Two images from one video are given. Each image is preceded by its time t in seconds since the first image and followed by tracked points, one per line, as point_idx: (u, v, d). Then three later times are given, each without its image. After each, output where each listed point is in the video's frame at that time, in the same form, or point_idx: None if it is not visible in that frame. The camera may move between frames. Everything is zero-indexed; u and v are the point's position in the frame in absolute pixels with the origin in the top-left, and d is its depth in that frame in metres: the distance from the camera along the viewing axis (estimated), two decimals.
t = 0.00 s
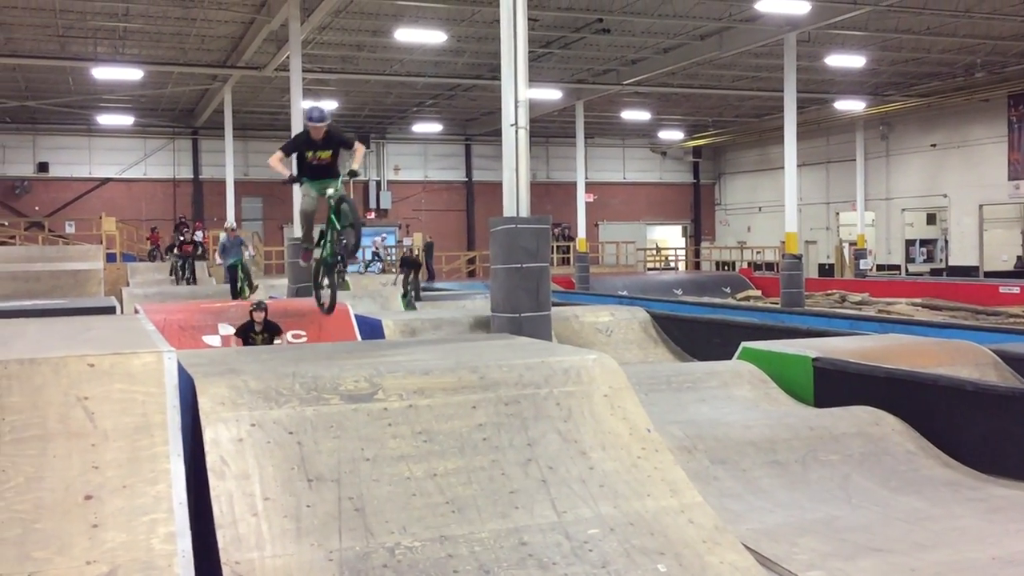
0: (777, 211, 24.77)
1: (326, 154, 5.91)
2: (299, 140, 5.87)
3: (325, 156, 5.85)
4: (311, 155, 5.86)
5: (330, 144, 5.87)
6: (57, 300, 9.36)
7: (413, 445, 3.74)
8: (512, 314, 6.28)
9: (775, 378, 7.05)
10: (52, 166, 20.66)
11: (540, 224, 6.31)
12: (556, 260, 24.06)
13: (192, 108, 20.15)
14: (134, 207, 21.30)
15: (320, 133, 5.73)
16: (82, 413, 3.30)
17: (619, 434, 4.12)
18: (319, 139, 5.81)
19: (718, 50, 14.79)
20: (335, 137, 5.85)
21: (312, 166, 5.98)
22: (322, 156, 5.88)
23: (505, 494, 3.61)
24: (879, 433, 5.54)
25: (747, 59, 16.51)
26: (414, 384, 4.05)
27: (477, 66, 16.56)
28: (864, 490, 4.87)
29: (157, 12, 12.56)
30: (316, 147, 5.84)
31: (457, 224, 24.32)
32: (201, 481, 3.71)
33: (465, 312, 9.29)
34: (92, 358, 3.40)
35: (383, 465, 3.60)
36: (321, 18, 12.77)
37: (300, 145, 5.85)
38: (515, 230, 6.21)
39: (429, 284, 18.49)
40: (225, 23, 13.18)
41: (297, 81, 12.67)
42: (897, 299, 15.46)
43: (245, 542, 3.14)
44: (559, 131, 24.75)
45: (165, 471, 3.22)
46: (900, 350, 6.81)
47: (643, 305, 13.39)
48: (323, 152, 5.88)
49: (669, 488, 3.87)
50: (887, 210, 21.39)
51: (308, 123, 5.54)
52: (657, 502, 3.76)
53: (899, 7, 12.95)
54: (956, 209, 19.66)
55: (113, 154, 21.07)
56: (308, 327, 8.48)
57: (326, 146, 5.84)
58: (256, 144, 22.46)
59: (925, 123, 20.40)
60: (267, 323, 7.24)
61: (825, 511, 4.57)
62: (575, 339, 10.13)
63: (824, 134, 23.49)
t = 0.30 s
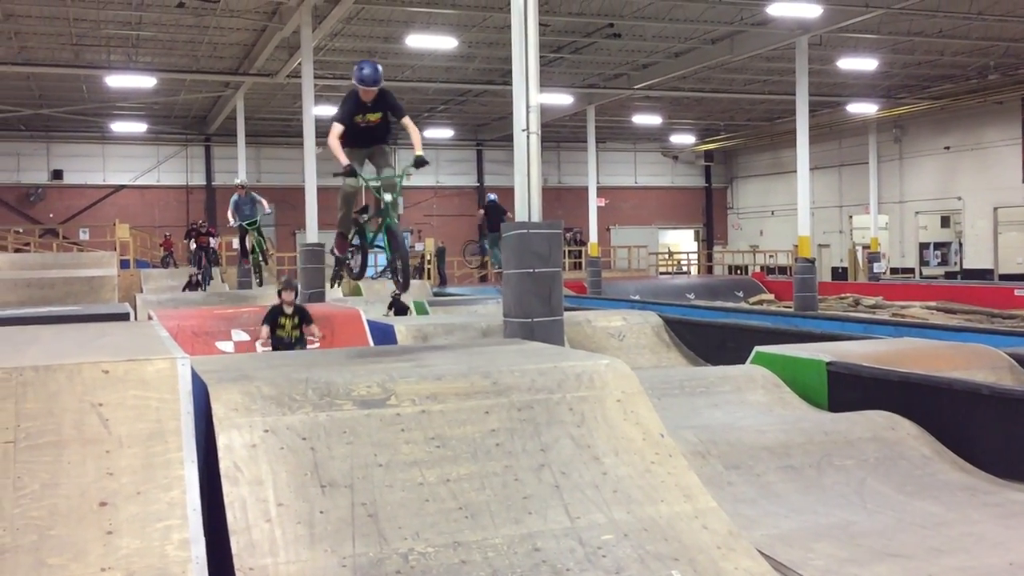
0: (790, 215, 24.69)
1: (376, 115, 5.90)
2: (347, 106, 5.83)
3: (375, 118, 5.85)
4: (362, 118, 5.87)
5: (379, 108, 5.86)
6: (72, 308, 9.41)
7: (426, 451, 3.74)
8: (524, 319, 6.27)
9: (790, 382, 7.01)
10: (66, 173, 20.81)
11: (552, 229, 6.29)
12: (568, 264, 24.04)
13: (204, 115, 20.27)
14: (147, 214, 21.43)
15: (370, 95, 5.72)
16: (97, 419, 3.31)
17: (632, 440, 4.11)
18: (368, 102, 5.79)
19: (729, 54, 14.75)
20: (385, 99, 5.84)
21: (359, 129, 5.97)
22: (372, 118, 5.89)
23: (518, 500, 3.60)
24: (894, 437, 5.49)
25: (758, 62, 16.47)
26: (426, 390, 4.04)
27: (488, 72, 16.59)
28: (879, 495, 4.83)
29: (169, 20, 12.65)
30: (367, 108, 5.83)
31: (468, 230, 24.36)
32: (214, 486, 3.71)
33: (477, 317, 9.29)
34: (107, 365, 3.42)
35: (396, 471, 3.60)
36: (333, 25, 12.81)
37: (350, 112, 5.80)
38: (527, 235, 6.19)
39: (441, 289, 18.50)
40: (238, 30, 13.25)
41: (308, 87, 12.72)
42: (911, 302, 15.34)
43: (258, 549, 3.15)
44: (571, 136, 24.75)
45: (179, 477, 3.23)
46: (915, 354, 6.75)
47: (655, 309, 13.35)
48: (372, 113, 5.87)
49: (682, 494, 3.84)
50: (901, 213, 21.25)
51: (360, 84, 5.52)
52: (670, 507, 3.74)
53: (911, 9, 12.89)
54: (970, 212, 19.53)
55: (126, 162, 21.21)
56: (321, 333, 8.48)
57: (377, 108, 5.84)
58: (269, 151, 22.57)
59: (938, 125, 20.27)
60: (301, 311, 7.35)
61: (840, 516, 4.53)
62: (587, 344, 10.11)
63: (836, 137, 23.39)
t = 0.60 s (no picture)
0: (802, 215, 24.59)
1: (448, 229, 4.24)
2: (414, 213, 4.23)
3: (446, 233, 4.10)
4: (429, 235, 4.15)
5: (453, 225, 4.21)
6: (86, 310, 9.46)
7: (439, 453, 3.73)
8: (537, 321, 6.26)
9: (803, 382, 6.97)
10: (80, 177, 20.96)
11: (564, 230, 6.28)
12: (580, 265, 24.02)
13: (216, 118, 20.37)
14: (160, 217, 21.55)
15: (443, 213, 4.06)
16: (109, 421, 3.32)
17: (645, 440, 4.09)
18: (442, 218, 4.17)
19: (741, 53, 14.70)
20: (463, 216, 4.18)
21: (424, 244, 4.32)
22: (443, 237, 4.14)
23: (531, 502, 3.58)
24: (909, 437, 5.45)
25: (770, 62, 16.40)
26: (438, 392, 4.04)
27: (499, 73, 16.59)
28: (894, 496, 4.78)
29: (181, 24, 12.72)
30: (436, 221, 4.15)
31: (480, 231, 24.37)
32: (228, 488, 3.72)
33: (489, 318, 9.29)
34: (119, 367, 3.43)
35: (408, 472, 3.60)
36: (344, 28, 12.84)
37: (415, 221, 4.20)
38: (538, 236, 6.18)
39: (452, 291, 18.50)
40: (249, 33, 13.31)
41: (320, 90, 12.75)
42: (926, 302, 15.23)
43: (271, 550, 3.14)
44: (582, 137, 24.72)
45: (192, 480, 3.23)
46: (930, 353, 6.70)
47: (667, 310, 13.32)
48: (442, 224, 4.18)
49: (696, 495, 3.82)
50: (914, 212, 21.10)
51: (426, 197, 3.91)
52: (684, 508, 3.72)
53: (924, 7, 12.80)
54: (985, 211, 19.39)
55: (139, 165, 21.34)
56: (334, 335, 8.46)
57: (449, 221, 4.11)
58: (281, 154, 22.66)
59: (952, 123, 20.12)
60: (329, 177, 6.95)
61: (855, 517, 4.50)
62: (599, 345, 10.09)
63: (849, 136, 23.26)
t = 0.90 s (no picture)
0: (815, 212, 24.46)
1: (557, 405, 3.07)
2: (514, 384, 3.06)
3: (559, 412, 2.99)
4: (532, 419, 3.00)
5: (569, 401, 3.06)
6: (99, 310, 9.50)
7: (451, 452, 3.72)
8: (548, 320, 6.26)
9: (816, 380, 6.93)
10: (93, 178, 21.08)
11: (575, 229, 6.27)
12: (591, 264, 23.97)
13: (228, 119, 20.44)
14: (172, 217, 21.65)
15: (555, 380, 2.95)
16: (122, 421, 3.33)
17: (657, 439, 4.07)
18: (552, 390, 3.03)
19: (752, 50, 14.63)
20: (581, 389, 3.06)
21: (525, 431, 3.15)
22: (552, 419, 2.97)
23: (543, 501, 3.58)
24: (923, 436, 5.41)
25: (782, 59, 16.31)
26: (449, 391, 4.03)
27: (508, 72, 16.56)
28: (909, 495, 4.75)
29: (192, 25, 12.77)
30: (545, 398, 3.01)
31: (491, 230, 24.36)
32: (240, 486, 3.72)
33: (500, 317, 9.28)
34: (131, 367, 3.43)
35: (421, 472, 3.59)
36: (355, 28, 12.85)
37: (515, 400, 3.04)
38: (550, 235, 6.17)
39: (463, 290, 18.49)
40: (259, 34, 13.34)
41: (330, 90, 12.76)
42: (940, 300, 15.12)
43: (283, 550, 3.15)
44: (593, 135, 24.67)
45: (204, 479, 3.24)
46: (945, 351, 6.65)
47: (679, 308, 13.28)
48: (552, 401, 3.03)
49: (708, 493, 3.81)
50: (928, 209, 20.94)
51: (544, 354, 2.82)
52: (696, 508, 3.70)
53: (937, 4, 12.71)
54: (999, 208, 19.23)
55: (151, 166, 21.44)
56: (345, 335, 8.54)
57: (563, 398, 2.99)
58: (292, 154, 22.72)
59: (966, 120, 19.96)
60: (363, 108, 5.94)
61: (869, 516, 4.47)
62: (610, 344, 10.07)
63: (862, 133, 23.11)
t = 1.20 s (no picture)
0: (824, 211, 24.39)
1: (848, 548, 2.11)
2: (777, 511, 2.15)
3: (845, 544, 2.02)
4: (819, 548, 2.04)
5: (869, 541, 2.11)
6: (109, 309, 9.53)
7: (459, 451, 3.72)
8: (557, 319, 6.24)
9: (825, 379, 6.91)
10: (102, 178, 21.17)
11: (584, 228, 6.25)
12: (599, 263, 23.95)
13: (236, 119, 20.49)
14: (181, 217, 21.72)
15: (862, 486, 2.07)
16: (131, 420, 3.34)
17: (665, 438, 4.07)
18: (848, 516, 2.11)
19: (761, 49, 14.58)
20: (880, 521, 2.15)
21: None
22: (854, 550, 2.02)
23: (552, 500, 3.57)
24: (933, 435, 5.37)
25: (791, 57, 16.25)
26: (458, 390, 4.02)
27: (516, 71, 16.55)
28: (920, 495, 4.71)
29: (200, 25, 12.80)
30: (821, 529, 2.13)
31: (499, 229, 24.36)
32: (249, 485, 3.73)
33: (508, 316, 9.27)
34: (141, 367, 3.44)
35: (429, 471, 3.59)
36: (363, 27, 12.87)
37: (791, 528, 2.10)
38: (558, 233, 6.15)
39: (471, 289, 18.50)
40: (267, 34, 13.37)
41: (338, 90, 12.78)
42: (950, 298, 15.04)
43: (292, 549, 3.15)
44: (601, 134, 24.65)
45: (213, 478, 3.25)
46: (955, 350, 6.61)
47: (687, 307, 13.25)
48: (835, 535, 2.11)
49: (717, 493, 3.80)
50: (938, 207, 20.83)
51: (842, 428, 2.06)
52: (706, 507, 3.68)
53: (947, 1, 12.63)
54: (1009, 206, 19.14)
55: (160, 166, 21.52)
56: (353, 334, 8.63)
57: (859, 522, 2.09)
58: (300, 154, 22.76)
59: (976, 118, 19.84)
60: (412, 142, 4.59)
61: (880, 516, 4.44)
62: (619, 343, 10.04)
63: (871, 131, 23.01)
